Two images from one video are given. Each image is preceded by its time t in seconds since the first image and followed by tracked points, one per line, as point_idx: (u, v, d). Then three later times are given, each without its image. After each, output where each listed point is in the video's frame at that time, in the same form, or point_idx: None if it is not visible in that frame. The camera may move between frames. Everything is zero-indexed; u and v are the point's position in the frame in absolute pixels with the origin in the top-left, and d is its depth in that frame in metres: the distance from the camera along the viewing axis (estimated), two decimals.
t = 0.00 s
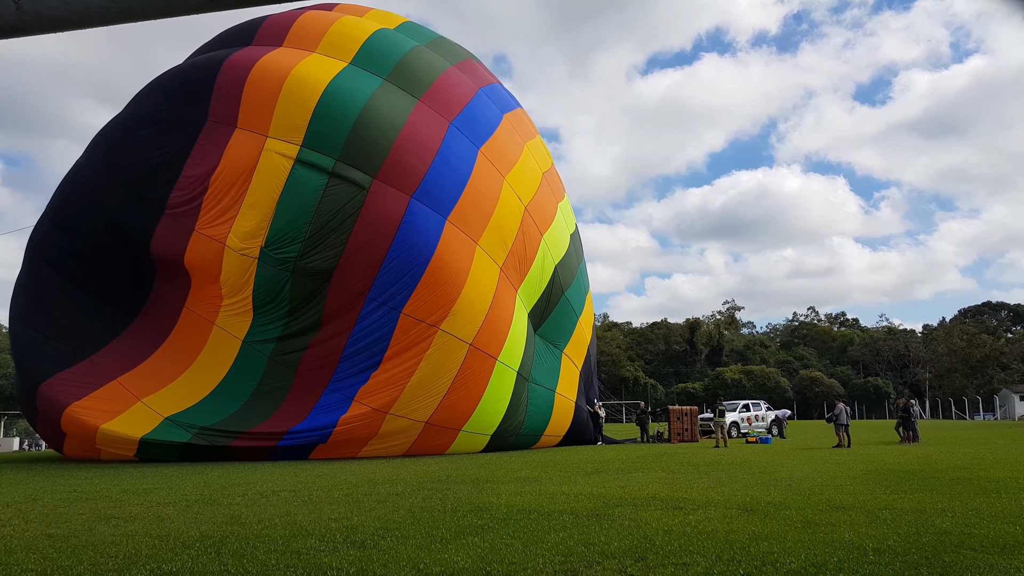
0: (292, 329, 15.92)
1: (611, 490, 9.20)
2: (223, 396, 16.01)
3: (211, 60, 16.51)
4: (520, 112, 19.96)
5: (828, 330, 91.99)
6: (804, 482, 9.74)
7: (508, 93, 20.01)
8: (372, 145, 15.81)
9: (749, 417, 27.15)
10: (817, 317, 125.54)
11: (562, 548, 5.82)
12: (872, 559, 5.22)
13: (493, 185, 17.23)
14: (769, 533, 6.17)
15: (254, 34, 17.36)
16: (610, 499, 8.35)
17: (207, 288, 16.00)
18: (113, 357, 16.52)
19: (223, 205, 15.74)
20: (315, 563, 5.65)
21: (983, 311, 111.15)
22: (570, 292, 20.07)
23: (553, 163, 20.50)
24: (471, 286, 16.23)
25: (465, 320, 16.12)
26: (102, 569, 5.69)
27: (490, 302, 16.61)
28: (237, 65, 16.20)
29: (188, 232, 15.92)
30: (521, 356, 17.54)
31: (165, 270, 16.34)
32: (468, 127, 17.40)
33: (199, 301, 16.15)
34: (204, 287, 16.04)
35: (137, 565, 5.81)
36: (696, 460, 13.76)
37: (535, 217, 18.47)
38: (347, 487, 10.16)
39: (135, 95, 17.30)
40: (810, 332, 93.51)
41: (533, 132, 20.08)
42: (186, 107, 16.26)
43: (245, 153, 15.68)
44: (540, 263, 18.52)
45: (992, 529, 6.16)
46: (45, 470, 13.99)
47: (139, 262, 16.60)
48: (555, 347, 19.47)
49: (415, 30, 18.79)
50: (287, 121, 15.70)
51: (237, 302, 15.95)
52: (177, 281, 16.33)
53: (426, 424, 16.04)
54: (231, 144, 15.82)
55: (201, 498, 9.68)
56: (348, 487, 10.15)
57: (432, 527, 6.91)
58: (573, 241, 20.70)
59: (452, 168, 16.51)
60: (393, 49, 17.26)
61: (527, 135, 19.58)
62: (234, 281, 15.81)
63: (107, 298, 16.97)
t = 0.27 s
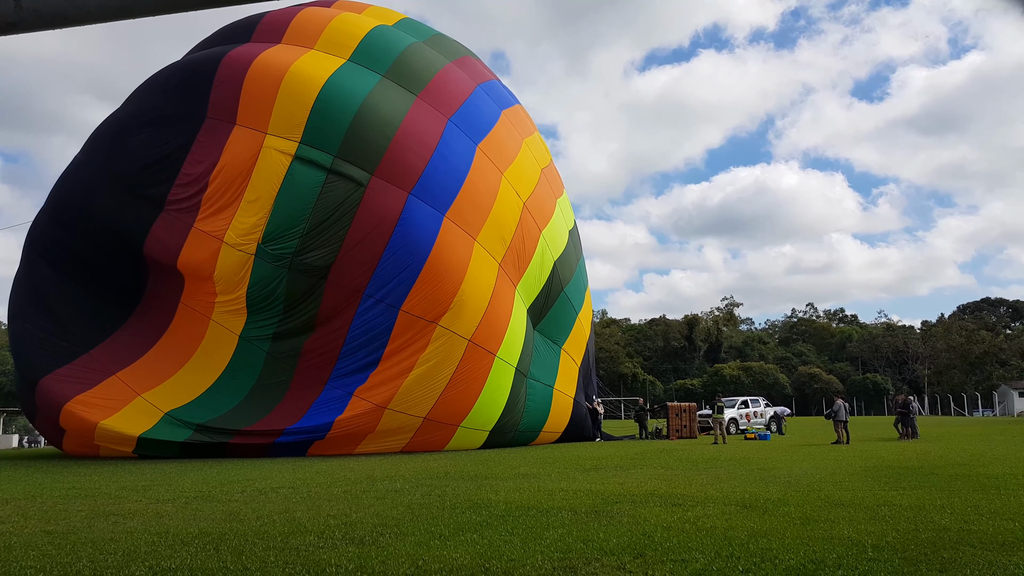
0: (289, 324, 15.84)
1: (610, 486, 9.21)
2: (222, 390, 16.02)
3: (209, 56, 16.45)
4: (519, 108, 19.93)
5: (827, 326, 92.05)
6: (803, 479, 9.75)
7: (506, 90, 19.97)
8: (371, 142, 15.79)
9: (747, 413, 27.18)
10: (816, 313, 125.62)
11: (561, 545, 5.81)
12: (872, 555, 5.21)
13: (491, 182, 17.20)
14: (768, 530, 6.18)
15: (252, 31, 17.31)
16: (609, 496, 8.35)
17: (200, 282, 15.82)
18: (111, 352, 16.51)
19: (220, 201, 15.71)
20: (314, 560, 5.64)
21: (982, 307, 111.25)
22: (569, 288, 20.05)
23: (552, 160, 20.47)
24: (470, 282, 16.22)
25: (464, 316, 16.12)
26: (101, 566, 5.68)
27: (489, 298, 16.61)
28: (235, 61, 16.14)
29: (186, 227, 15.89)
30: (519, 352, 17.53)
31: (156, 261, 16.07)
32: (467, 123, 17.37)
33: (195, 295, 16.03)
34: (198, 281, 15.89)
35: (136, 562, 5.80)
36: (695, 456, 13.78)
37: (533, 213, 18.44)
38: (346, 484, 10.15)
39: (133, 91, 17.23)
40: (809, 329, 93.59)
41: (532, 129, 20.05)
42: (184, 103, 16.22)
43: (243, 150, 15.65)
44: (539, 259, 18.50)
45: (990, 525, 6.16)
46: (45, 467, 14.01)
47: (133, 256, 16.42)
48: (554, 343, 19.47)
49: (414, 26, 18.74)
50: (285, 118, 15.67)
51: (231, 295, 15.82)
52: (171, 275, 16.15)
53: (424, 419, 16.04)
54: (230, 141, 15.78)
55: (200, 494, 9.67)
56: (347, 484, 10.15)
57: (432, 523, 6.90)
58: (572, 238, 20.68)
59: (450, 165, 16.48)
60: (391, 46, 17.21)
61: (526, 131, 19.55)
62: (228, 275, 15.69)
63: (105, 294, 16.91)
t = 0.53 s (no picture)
0: (286, 322, 15.81)
1: (610, 486, 9.21)
2: (223, 387, 16.02)
3: (209, 55, 16.43)
4: (519, 107, 19.91)
5: (827, 325, 92.02)
6: (803, 478, 9.74)
7: (506, 89, 19.95)
8: (372, 142, 15.78)
9: (747, 412, 27.17)
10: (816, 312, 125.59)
11: (561, 545, 5.81)
12: (872, 554, 5.20)
13: (491, 181, 17.19)
14: (767, 529, 6.17)
15: (252, 30, 17.29)
16: (609, 495, 8.35)
17: (198, 281, 15.74)
18: (110, 350, 16.50)
19: (221, 201, 15.73)
20: (314, 559, 5.64)
21: (982, 306, 111.23)
22: (569, 287, 20.03)
23: (552, 159, 20.45)
24: (470, 281, 16.20)
25: (464, 315, 16.10)
26: (100, 565, 5.68)
27: (490, 297, 16.60)
28: (235, 60, 16.11)
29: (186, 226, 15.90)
30: (520, 351, 17.52)
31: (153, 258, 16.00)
32: (466, 122, 17.35)
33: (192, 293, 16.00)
34: (195, 278, 15.80)
35: (135, 561, 5.80)
36: (695, 456, 13.76)
37: (533, 212, 18.42)
38: (346, 483, 10.15)
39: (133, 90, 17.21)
40: (809, 328, 93.58)
41: (532, 128, 20.03)
42: (183, 103, 16.20)
43: (243, 150, 15.65)
44: (539, 258, 18.49)
45: (991, 524, 6.15)
46: (45, 466, 14.02)
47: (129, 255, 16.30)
48: (554, 342, 19.45)
49: (414, 26, 18.71)
50: (284, 117, 15.66)
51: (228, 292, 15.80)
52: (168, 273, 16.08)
53: (425, 417, 16.04)
54: (230, 141, 15.78)
55: (200, 493, 9.67)
56: (347, 483, 10.15)
57: (432, 523, 6.89)
58: (572, 236, 20.66)
59: (450, 164, 16.46)
60: (391, 45, 17.19)
61: (526, 130, 19.53)
62: (227, 274, 15.66)
63: (104, 293, 16.85)
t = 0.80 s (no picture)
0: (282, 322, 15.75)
1: (609, 485, 9.22)
2: (221, 384, 16.04)
3: (207, 55, 16.40)
4: (517, 107, 19.90)
5: (825, 324, 92.11)
6: (802, 477, 9.75)
7: (505, 89, 19.93)
8: (371, 142, 15.79)
9: (746, 412, 27.19)
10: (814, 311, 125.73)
11: (559, 544, 5.81)
12: (869, 553, 5.22)
13: (490, 180, 17.18)
14: (766, 527, 6.18)
15: (250, 30, 17.27)
16: (608, 494, 8.36)
17: (193, 280, 15.67)
18: (108, 349, 16.49)
19: (220, 201, 15.73)
20: (312, 559, 5.64)
21: (980, 304, 111.42)
22: (568, 286, 20.02)
23: (551, 158, 20.44)
24: (469, 281, 16.19)
25: (462, 314, 16.10)
26: (99, 566, 5.68)
27: (489, 296, 16.60)
28: (233, 60, 16.09)
29: (185, 226, 15.88)
30: (518, 350, 17.51)
31: (150, 257, 15.96)
32: (464, 122, 17.35)
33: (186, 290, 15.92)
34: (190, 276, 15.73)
35: (134, 562, 5.80)
36: (694, 455, 13.77)
37: (532, 211, 18.41)
38: (344, 483, 10.15)
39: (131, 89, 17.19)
40: (807, 327, 93.67)
41: (530, 128, 20.01)
42: (181, 102, 16.18)
43: (240, 150, 15.66)
44: (537, 257, 18.48)
45: (988, 522, 6.17)
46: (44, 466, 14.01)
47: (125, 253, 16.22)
48: (553, 341, 19.46)
49: (412, 26, 18.70)
50: (282, 117, 15.66)
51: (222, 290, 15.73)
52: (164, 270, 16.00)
53: (424, 415, 16.06)
54: (230, 141, 15.78)
55: (199, 494, 9.67)
56: (346, 483, 10.15)
57: (431, 522, 6.89)
58: (571, 236, 20.65)
59: (448, 163, 16.45)
60: (389, 45, 17.18)
61: (524, 130, 19.52)
62: (224, 272, 15.62)
63: (100, 292, 16.80)
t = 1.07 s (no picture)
0: (276, 318, 15.66)
1: (606, 481, 9.24)
2: (216, 380, 15.99)
3: (201, 51, 16.33)
4: (513, 104, 19.88)
5: (820, 322, 92.37)
6: (797, 473, 9.79)
7: (500, 86, 19.92)
8: (367, 139, 15.77)
9: (741, 408, 27.27)
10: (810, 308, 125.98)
11: (555, 540, 5.83)
12: (864, 549, 5.24)
13: (486, 177, 17.16)
14: (761, 523, 6.21)
15: (246, 26, 17.21)
16: (604, 491, 8.38)
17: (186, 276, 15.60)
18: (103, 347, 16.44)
19: (216, 198, 15.70)
20: (308, 557, 5.64)
21: (974, 301, 111.87)
22: (564, 283, 20.03)
23: (547, 155, 20.43)
24: (464, 277, 16.17)
25: (458, 311, 16.10)
26: (95, 563, 5.68)
27: (485, 293, 16.60)
28: (228, 56, 16.04)
29: (181, 223, 15.82)
30: (515, 347, 17.52)
31: (144, 252, 15.87)
32: (460, 118, 17.32)
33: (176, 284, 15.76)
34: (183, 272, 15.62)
35: (130, 560, 5.80)
36: (690, 451, 13.81)
37: (527, 208, 18.40)
38: (341, 480, 10.15)
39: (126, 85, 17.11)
40: (802, 324, 93.94)
41: (526, 125, 20.00)
42: (177, 99, 16.11)
43: (237, 146, 15.64)
44: (533, 255, 18.48)
45: (982, 518, 6.21)
46: (38, 464, 14.04)
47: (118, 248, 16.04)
48: (549, 338, 19.48)
49: (408, 22, 18.67)
50: (277, 113, 15.63)
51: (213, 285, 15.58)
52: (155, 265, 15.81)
53: (421, 410, 16.10)
54: (226, 138, 15.73)
55: (195, 491, 9.66)
56: (342, 480, 10.15)
57: (427, 519, 6.89)
58: (567, 233, 20.65)
59: (444, 160, 16.43)
60: (385, 41, 17.14)
61: (520, 127, 19.51)
62: (220, 269, 15.60)
63: (93, 287, 16.62)
